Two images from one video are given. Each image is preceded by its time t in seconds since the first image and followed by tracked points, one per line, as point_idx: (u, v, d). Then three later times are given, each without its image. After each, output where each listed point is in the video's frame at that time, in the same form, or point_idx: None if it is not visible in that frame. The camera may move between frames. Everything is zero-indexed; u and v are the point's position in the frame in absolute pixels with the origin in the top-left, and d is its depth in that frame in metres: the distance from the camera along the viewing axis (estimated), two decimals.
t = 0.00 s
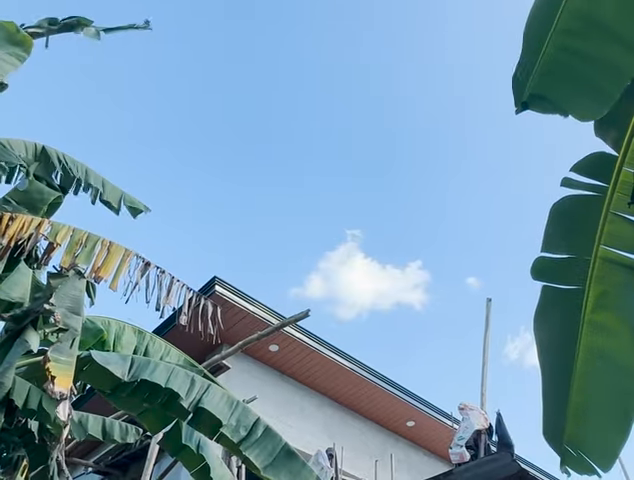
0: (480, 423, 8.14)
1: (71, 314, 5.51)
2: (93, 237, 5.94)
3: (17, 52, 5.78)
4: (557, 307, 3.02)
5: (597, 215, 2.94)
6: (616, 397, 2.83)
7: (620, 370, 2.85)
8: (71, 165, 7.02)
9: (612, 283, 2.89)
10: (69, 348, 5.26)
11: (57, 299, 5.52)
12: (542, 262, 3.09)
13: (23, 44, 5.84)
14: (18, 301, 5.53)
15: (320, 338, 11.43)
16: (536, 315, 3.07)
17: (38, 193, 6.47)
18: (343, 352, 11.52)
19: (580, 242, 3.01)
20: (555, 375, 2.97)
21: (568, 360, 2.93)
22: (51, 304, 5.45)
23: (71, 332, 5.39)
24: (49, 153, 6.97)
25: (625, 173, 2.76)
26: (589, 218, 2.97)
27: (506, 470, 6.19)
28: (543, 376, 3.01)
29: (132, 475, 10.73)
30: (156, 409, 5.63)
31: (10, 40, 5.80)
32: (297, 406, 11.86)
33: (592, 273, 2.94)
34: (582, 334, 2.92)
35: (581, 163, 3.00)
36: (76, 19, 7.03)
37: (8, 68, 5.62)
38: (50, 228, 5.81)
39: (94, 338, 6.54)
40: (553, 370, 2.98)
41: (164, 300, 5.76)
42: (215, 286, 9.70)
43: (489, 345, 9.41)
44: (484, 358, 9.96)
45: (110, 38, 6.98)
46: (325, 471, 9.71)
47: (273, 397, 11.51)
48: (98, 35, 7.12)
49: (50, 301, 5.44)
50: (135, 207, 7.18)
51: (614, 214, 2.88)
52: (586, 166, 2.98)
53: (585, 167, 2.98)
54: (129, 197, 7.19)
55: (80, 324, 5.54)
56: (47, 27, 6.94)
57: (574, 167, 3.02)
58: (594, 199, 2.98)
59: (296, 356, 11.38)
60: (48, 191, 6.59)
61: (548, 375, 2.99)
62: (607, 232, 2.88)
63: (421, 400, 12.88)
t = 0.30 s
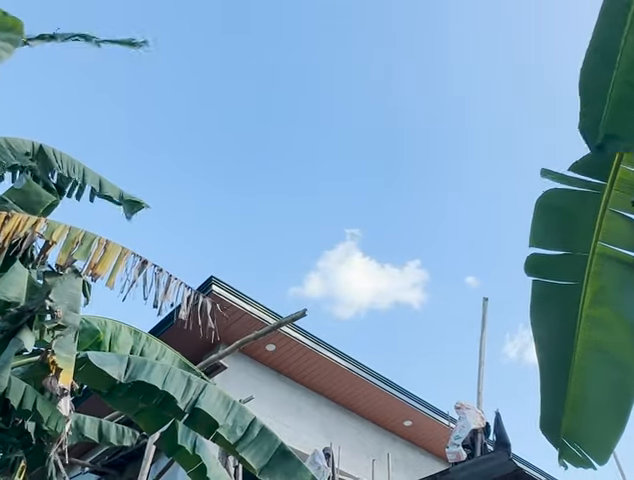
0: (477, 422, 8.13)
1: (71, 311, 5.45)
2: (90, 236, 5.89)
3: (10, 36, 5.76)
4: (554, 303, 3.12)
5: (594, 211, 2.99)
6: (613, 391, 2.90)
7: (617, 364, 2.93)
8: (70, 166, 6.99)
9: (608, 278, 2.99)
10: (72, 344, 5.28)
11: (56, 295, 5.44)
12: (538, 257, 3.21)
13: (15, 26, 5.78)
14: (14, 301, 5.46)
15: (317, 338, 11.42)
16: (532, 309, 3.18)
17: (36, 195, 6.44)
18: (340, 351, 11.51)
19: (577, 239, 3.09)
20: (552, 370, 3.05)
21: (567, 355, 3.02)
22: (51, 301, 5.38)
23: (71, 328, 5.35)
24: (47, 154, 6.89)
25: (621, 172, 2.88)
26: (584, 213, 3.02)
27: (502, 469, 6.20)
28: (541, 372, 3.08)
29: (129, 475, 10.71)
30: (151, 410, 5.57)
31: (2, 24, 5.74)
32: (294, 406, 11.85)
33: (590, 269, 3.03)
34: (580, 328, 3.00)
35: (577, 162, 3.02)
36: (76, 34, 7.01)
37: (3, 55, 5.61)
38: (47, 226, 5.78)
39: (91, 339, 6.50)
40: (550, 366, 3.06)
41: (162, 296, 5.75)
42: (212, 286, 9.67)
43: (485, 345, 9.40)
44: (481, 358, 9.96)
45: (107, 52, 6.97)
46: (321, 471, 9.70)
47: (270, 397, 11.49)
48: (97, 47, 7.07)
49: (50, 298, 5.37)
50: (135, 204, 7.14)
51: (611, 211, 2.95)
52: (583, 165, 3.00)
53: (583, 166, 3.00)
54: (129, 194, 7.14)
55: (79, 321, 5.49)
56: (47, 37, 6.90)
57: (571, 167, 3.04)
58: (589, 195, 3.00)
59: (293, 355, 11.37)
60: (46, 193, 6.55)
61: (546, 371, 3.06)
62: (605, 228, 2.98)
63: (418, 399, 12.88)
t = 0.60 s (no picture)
0: (475, 422, 8.15)
1: (72, 311, 5.55)
2: (87, 232, 5.83)
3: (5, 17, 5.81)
4: (548, 305, 3.21)
5: (594, 213, 3.11)
6: (609, 393, 3.02)
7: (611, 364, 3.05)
8: (69, 168, 6.97)
9: (607, 279, 3.10)
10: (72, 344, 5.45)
11: (57, 296, 5.54)
12: (536, 260, 3.28)
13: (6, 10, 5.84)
14: (12, 301, 5.40)
15: (315, 338, 11.43)
16: (524, 311, 3.26)
17: (33, 196, 6.43)
18: (338, 351, 11.53)
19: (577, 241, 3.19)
20: (542, 369, 3.14)
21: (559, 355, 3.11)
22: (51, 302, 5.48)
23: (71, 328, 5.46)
24: (48, 157, 6.88)
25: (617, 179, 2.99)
26: (585, 218, 3.15)
27: (500, 468, 6.20)
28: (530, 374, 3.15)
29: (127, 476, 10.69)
30: (150, 410, 5.56)
31: None
32: (292, 406, 11.85)
33: (588, 270, 3.14)
34: (578, 329, 3.11)
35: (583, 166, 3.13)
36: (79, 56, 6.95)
37: None
38: (44, 222, 5.75)
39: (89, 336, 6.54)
40: (540, 368, 3.14)
41: (160, 291, 5.75)
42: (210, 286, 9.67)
43: (483, 344, 9.42)
44: (479, 357, 9.97)
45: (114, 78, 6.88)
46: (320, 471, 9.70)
47: (268, 397, 11.49)
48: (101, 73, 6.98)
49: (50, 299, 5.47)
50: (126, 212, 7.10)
51: (610, 212, 3.06)
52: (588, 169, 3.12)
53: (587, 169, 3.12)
54: (121, 201, 7.13)
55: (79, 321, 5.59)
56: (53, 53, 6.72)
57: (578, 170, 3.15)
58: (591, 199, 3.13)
59: (291, 355, 11.38)
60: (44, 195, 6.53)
61: (535, 372, 3.14)
62: (604, 230, 3.08)
63: (416, 399, 12.89)
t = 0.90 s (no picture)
0: (474, 422, 8.15)
1: (67, 311, 5.45)
2: (86, 228, 5.83)
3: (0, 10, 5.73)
4: (550, 308, 3.21)
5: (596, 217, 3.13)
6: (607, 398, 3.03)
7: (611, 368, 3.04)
8: (70, 171, 6.96)
9: (607, 283, 3.08)
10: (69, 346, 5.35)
11: (52, 297, 5.45)
12: (542, 265, 3.22)
13: None
14: (11, 302, 5.47)
15: (315, 338, 11.43)
16: (529, 313, 3.24)
17: (32, 197, 6.44)
18: (337, 351, 11.52)
19: (581, 243, 3.16)
20: (544, 373, 3.19)
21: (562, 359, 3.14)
22: (46, 303, 5.39)
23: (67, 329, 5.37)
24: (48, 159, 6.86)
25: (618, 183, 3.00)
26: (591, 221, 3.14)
27: (499, 469, 6.19)
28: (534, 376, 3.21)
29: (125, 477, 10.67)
30: (148, 411, 5.58)
31: None
32: (291, 406, 11.85)
33: (589, 273, 3.11)
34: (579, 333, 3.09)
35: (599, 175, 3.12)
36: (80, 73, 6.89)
37: None
38: (42, 221, 5.75)
39: (88, 340, 6.50)
40: (538, 372, 3.19)
41: (160, 288, 5.75)
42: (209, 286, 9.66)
43: (482, 344, 9.41)
44: (477, 358, 9.97)
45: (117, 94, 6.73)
46: (319, 471, 9.70)
47: (267, 397, 11.49)
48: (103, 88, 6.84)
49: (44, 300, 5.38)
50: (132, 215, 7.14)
51: (611, 215, 3.05)
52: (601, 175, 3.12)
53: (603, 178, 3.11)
54: (124, 205, 7.12)
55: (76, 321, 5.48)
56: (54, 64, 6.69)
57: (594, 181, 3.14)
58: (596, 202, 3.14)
59: (290, 355, 11.37)
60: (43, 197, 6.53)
61: (538, 376, 3.19)
62: (605, 233, 3.05)
63: (415, 399, 12.89)
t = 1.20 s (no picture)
0: (473, 423, 8.16)
1: (59, 311, 5.53)
2: (85, 231, 5.84)
3: None
4: (555, 312, 3.17)
5: (602, 228, 3.14)
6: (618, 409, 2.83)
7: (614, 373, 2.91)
8: (70, 173, 6.99)
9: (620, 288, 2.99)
10: (54, 343, 5.23)
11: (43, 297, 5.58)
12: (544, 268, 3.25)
13: None
14: (8, 302, 5.54)
15: (313, 339, 11.44)
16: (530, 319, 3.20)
17: (30, 196, 6.60)
18: (336, 352, 11.53)
19: (588, 250, 3.19)
20: (550, 380, 3.05)
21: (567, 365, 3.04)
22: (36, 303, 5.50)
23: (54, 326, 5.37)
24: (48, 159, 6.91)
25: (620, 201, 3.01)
26: (598, 230, 3.16)
27: (497, 469, 6.19)
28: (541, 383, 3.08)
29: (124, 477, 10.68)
30: (146, 410, 5.58)
31: None
32: (290, 406, 11.86)
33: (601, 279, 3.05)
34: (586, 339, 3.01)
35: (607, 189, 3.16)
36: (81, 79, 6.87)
37: None
38: (40, 223, 5.75)
39: (86, 341, 6.51)
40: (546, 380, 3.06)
41: (159, 288, 5.75)
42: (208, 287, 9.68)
43: (480, 345, 9.42)
44: (476, 358, 9.99)
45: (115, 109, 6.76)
46: (318, 471, 9.71)
47: (265, 398, 11.50)
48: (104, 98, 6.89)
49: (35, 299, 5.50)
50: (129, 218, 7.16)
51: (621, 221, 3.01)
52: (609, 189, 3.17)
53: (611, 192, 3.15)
54: (122, 209, 7.14)
55: (69, 320, 5.54)
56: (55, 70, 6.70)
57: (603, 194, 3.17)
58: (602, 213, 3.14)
59: (288, 356, 11.38)
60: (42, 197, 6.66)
61: (544, 382, 3.05)
62: (615, 240, 3.01)
63: (413, 400, 12.90)
